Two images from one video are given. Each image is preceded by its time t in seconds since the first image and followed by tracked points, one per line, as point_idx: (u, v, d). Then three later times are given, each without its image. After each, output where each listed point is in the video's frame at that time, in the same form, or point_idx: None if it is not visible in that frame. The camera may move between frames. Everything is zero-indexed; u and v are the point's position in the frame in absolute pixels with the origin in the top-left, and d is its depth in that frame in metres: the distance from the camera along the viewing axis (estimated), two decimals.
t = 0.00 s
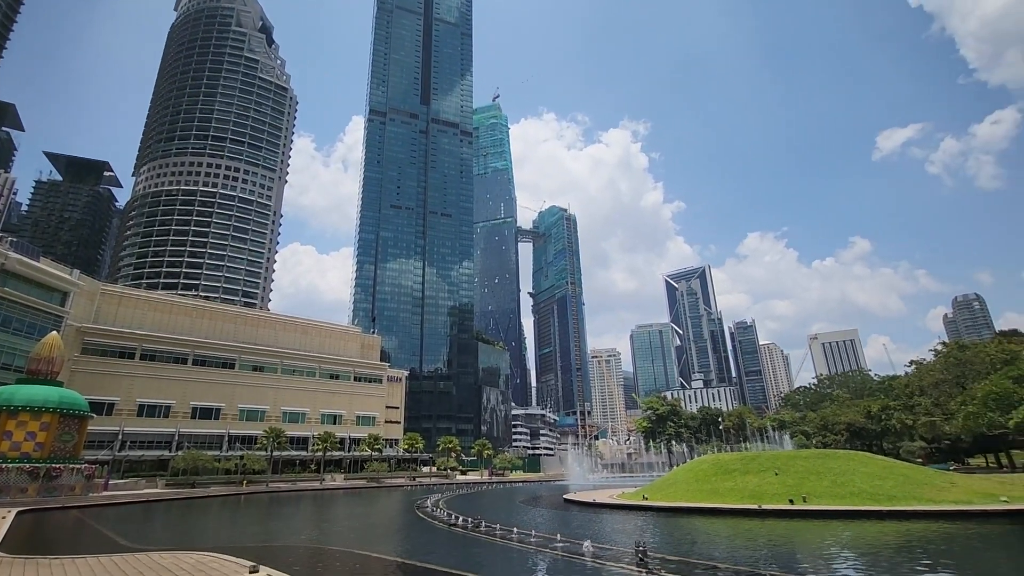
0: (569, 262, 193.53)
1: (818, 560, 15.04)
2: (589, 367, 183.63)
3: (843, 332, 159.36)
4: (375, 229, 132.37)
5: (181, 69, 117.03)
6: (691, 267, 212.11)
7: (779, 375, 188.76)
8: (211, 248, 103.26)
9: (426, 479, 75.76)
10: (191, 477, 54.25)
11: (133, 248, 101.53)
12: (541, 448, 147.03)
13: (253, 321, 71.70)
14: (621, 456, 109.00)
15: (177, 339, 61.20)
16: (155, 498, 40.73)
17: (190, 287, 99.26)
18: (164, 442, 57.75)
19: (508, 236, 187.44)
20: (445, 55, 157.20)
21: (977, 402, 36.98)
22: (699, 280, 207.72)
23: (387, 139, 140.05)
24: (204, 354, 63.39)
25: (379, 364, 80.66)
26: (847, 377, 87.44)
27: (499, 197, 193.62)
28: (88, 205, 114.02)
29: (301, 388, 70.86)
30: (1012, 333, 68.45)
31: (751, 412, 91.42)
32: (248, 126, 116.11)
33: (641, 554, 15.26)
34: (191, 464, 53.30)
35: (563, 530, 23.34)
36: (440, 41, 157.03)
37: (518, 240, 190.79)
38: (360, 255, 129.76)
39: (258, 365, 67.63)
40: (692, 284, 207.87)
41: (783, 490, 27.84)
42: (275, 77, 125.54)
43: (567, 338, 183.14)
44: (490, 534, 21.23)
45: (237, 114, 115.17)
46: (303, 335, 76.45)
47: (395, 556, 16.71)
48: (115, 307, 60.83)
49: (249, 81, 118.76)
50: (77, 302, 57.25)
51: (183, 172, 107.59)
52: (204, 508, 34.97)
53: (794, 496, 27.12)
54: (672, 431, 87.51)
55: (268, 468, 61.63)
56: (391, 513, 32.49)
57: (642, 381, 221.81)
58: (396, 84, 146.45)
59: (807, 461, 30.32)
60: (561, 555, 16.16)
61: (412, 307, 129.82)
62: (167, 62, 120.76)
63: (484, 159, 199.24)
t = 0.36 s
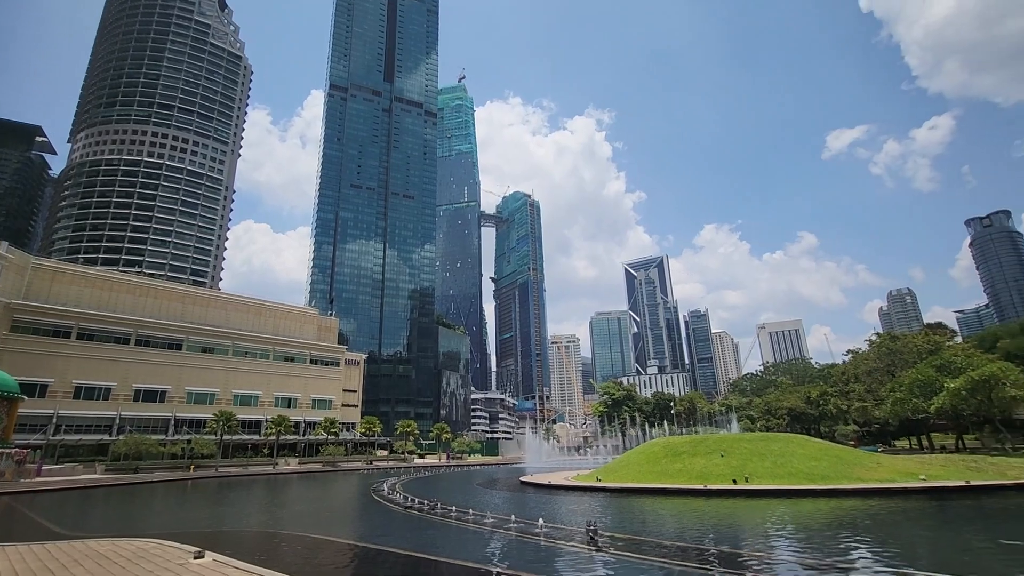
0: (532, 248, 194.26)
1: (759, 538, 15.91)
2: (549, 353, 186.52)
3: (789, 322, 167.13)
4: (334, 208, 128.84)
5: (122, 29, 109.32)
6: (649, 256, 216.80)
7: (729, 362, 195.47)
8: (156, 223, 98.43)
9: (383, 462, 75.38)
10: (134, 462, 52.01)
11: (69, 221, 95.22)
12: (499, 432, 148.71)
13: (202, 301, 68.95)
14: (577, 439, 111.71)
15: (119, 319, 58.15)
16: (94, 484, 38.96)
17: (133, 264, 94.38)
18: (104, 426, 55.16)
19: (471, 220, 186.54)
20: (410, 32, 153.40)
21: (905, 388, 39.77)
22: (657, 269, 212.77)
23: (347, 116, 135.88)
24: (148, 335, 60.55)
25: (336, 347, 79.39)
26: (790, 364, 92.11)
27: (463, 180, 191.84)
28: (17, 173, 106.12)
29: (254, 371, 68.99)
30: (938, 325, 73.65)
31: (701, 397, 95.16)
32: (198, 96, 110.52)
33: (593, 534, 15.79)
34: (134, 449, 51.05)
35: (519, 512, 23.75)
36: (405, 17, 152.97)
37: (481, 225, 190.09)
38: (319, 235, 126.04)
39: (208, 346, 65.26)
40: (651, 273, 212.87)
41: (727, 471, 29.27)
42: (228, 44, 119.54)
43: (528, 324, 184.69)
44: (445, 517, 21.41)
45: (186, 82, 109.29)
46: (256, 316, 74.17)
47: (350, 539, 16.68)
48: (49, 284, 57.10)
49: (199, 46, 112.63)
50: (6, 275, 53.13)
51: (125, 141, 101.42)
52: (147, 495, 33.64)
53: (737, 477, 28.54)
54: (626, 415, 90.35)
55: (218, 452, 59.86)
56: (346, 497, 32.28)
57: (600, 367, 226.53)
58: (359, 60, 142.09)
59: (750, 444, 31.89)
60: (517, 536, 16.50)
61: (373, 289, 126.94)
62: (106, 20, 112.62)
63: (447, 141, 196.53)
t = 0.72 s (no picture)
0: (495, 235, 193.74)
1: (707, 519, 16.57)
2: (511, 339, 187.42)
3: (742, 313, 173.44)
4: (292, 187, 124.57)
5: None
6: (611, 246, 220.00)
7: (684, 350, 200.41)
8: (96, 196, 92.87)
9: (340, 448, 74.42)
10: (72, 448, 49.47)
11: None
12: (459, 417, 149.04)
13: (148, 281, 65.84)
14: (536, 425, 113.17)
15: (56, 298, 54.80)
16: (28, 471, 36.89)
17: (71, 239, 89.01)
18: (39, 411, 52.13)
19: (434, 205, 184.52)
20: (374, 8, 149.07)
21: (843, 376, 42.14)
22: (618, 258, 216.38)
23: (307, 92, 131.21)
24: (89, 315, 57.37)
25: (293, 331, 77.59)
26: (741, 354, 95.85)
27: (428, 163, 189.13)
28: None
29: (205, 354, 66.60)
30: (876, 318, 78.07)
31: (657, 384, 97.97)
32: (144, 62, 104.42)
33: (548, 517, 16.16)
34: (73, 435, 48.52)
35: (476, 496, 24.00)
36: None
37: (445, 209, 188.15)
38: (275, 215, 121.58)
39: (154, 328, 62.47)
40: (612, 263, 216.37)
41: (678, 455, 30.38)
42: (177, 8, 113.08)
43: (490, 310, 184.64)
44: (401, 501, 21.43)
45: (131, 47, 102.99)
46: (207, 297, 71.46)
47: (305, 525, 16.51)
48: None
49: (145, 10, 106.20)
50: None
51: (62, 107, 94.98)
52: (87, 482, 32.13)
53: (687, 460, 29.64)
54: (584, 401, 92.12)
55: (165, 438, 57.64)
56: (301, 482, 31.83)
57: (560, 354, 229.30)
58: (320, 34, 137.25)
59: (700, 429, 33.15)
60: (474, 520, 16.69)
61: (331, 272, 123.80)
62: None
63: (412, 122, 193.32)
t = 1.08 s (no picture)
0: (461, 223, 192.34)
1: (661, 504, 17.08)
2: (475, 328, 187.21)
3: (700, 305, 178.40)
4: (251, 167, 119.83)
5: None
6: (576, 237, 221.80)
7: (645, 341, 204.55)
8: (33, 169, 87.25)
9: (298, 436, 72.92)
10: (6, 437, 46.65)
11: None
12: (422, 406, 148.35)
13: (93, 262, 62.52)
14: (498, 413, 113.73)
15: None
16: None
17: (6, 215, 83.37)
18: None
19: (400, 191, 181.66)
20: None
21: (791, 367, 44.02)
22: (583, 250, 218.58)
23: (267, 69, 126.24)
24: (25, 297, 54.06)
25: (249, 317, 75.33)
26: (698, 344, 98.82)
27: (393, 148, 185.68)
28: None
29: (154, 339, 63.90)
30: (824, 312, 81.67)
31: (617, 374, 99.90)
32: (89, 28, 98.20)
33: (505, 504, 16.35)
34: (7, 423, 45.74)
35: (436, 484, 24.02)
36: None
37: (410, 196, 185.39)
38: (231, 196, 116.71)
39: (99, 312, 59.43)
40: (577, 254, 218.44)
41: (635, 442, 31.18)
42: None
43: (455, 299, 183.71)
44: (359, 489, 21.24)
45: (73, 11, 96.59)
46: (157, 280, 68.46)
47: (258, 515, 16.19)
48: None
49: None
50: None
51: None
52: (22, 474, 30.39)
53: (643, 448, 30.45)
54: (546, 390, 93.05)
55: (110, 426, 55.07)
56: (256, 471, 31.13)
57: (524, 343, 230.55)
58: (282, 9, 132.17)
59: (656, 418, 34.08)
60: (432, 507, 16.71)
61: (291, 256, 120.11)
62: None
63: (378, 105, 187.78)
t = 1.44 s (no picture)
0: (419, 212, 189.79)
1: (609, 494, 17.50)
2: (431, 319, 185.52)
3: (653, 301, 183.22)
4: (195, 145, 113.56)
5: None
6: (534, 231, 222.90)
7: (598, 334, 208.05)
8: None
9: (243, 428, 70.37)
10: None
11: None
12: (374, 396, 146.13)
13: (16, 240, 57.98)
14: (453, 404, 113.33)
15: None
16: None
17: None
18: None
19: (356, 177, 177.34)
20: None
21: (734, 361, 45.94)
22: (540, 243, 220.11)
23: (216, 42, 119.91)
24: None
25: (192, 303, 71.98)
26: (649, 339, 101.65)
27: (350, 132, 180.84)
28: None
29: (85, 324, 60.05)
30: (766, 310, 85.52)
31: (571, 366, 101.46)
32: None
33: (455, 495, 16.32)
34: None
35: (386, 476, 23.75)
36: None
37: (366, 182, 181.26)
38: (174, 175, 110.29)
39: (22, 294, 55.20)
40: (535, 247, 219.72)
41: (585, 433, 31.84)
42: None
43: (411, 290, 181.43)
44: (304, 482, 20.74)
45: None
46: (90, 262, 64.25)
47: (198, 509, 15.54)
48: None
49: None
50: None
51: None
52: None
53: (592, 438, 31.16)
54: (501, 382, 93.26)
55: (33, 417, 51.39)
56: (196, 464, 29.92)
57: (480, 334, 230.45)
58: None
59: (606, 409, 34.93)
60: (381, 499, 16.54)
61: (238, 241, 114.88)
62: None
63: (335, 87, 181.94)
